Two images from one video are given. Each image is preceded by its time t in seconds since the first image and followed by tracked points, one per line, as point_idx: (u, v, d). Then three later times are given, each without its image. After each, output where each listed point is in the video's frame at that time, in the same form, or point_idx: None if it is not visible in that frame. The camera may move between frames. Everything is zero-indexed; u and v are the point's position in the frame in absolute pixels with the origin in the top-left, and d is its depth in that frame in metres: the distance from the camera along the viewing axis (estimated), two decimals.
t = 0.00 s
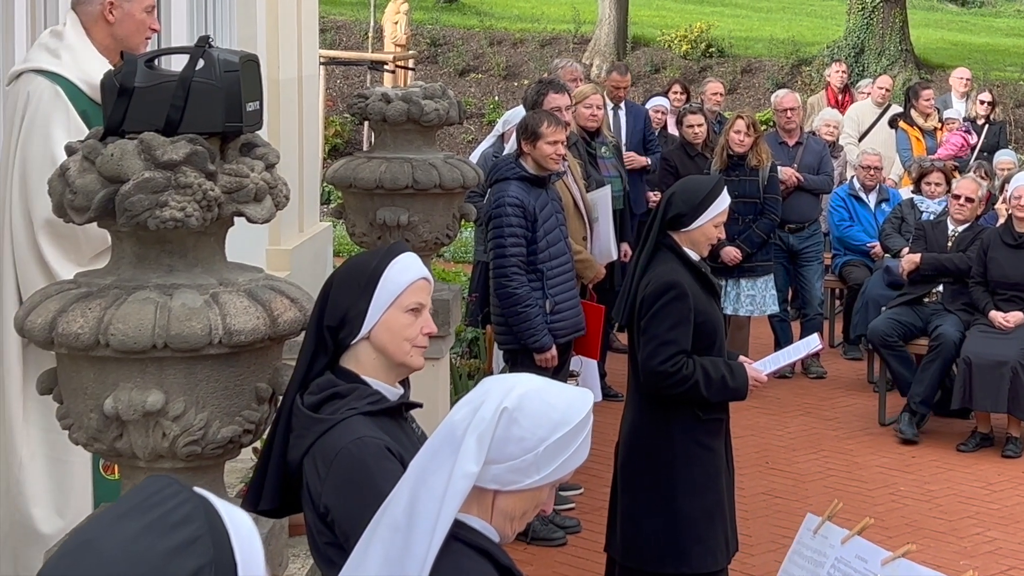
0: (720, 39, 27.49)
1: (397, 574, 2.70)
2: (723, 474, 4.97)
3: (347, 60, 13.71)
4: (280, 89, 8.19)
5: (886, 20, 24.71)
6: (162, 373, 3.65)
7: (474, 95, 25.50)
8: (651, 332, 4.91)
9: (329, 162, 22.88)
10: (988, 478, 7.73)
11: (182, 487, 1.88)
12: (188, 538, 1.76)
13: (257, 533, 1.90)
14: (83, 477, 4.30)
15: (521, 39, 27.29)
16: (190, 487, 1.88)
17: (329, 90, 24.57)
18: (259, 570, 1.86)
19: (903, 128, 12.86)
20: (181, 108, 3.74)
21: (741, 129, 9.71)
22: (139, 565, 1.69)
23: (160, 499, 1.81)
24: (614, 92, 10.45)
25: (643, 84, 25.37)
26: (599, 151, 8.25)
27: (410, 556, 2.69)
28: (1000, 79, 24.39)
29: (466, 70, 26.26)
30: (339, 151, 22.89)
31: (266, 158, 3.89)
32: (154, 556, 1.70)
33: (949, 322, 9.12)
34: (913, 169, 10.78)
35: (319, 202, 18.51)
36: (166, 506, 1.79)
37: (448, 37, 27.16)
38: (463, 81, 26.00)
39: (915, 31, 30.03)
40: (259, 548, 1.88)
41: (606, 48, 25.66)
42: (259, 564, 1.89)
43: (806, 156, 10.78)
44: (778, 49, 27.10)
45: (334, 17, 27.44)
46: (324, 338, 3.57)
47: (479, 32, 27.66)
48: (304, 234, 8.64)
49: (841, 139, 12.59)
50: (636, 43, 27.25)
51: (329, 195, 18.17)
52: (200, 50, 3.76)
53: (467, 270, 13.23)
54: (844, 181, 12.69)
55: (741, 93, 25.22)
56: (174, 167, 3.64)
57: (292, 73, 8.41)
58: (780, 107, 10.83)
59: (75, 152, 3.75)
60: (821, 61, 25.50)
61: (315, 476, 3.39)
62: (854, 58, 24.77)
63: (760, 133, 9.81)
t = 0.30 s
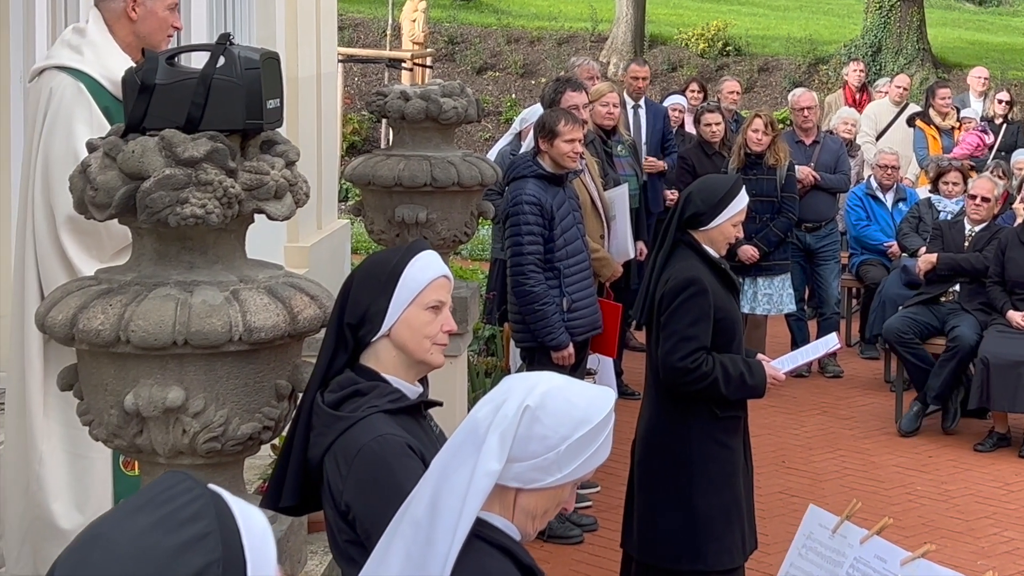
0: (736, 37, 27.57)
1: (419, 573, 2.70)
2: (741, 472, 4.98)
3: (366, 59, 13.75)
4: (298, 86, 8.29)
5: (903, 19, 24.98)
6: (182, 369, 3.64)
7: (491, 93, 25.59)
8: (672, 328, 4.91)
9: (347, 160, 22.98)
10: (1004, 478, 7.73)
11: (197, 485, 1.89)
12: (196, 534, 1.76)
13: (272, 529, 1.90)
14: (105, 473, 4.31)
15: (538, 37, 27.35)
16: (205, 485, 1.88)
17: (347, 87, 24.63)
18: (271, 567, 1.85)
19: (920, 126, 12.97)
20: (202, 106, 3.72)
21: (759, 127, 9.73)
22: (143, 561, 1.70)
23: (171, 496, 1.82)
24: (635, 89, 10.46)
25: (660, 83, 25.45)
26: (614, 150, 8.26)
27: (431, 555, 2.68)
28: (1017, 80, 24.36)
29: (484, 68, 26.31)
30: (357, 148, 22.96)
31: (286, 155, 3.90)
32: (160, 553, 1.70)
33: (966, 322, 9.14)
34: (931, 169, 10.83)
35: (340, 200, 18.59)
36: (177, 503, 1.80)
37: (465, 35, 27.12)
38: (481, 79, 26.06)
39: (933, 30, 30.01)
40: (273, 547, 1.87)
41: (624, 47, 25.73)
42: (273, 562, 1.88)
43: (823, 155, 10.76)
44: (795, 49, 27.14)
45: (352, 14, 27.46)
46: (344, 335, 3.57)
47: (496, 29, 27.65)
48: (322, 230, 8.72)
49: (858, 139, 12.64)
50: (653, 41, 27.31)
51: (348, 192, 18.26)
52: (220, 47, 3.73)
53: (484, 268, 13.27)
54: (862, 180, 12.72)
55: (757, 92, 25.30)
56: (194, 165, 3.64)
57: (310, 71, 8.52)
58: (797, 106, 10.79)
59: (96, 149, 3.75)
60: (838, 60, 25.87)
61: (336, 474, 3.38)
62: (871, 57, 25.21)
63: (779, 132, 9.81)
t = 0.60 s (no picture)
0: (747, 36, 27.58)
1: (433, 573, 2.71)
2: (750, 472, 4.98)
3: (377, 58, 13.78)
4: (309, 85, 8.33)
5: (913, 19, 25.00)
6: (194, 367, 3.63)
7: (501, 92, 25.64)
8: (683, 326, 4.91)
9: (358, 158, 23.04)
10: (1013, 478, 7.74)
11: (188, 479, 1.88)
12: (184, 530, 1.75)
13: (262, 525, 1.89)
14: (117, 470, 4.32)
15: (548, 36, 27.38)
16: (196, 480, 1.88)
17: (357, 86, 24.69)
18: (260, 563, 1.84)
19: (930, 126, 13.03)
20: (215, 104, 3.71)
21: (769, 127, 9.76)
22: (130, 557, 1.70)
23: (162, 491, 1.81)
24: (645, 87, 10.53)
25: (670, 82, 25.48)
26: (623, 149, 8.28)
27: (446, 554, 2.69)
28: None
29: (494, 67, 26.36)
30: (367, 147, 23.01)
31: (299, 154, 3.90)
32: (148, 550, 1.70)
33: (976, 323, 9.15)
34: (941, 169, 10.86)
35: (351, 198, 18.65)
36: (167, 497, 1.79)
37: (475, 34, 27.17)
38: (491, 78, 26.11)
39: (944, 30, 29.97)
40: (262, 543, 1.86)
41: (633, 46, 25.81)
42: (263, 558, 1.87)
43: (832, 155, 10.78)
44: (805, 48, 27.15)
45: (362, 13, 27.51)
46: (354, 333, 3.59)
47: (506, 28, 27.67)
48: (333, 229, 8.77)
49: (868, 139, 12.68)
50: (663, 40, 27.35)
51: (359, 190, 18.31)
52: (233, 46, 3.71)
53: (493, 267, 13.31)
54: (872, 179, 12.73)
55: (767, 91, 25.33)
56: (207, 163, 3.63)
57: (321, 70, 8.56)
58: (807, 106, 10.79)
59: (108, 147, 3.75)
60: (847, 60, 25.88)
61: (348, 473, 3.38)
62: (881, 57, 25.25)
63: (788, 131, 9.84)
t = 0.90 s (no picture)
0: (750, 36, 27.60)
1: (441, 572, 2.72)
2: (755, 471, 5.00)
3: (381, 57, 13.78)
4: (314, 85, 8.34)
5: (917, 19, 25.00)
6: (200, 366, 3.64)
7: (505, 92, 25.66)
8: (689, 326, 4.93)
9: (361, 158, 23.06)
10: (1016, 478, 7.75)
11: (174, 480, 1.91)
12: (171, 529, 1.78)
13: (249, 524, 1.91)
14: (121, 467, 4.34)
15: (552, 36, 27.39)
16: (182, 480, 1.90)
17: (361, 85, 24.70)
18: (248, 562, 1.86)
19: (932, 126, 13.14)
20: (222, 104, 3.72)
21: (773, 127, 9.78)
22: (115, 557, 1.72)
23: (148, 491, 1.84)
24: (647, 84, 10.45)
25: (673, 82, 25.49)
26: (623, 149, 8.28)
27: (454, 553, 2.70)
28: None
29: (498, 66, 26.37)
30: (371, 146, 23.03)
31: (305, 154, 3.89)
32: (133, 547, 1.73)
33: (980, 323, 9.19)
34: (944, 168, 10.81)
35: (356, 198, 18.66)
36: (154, 496, 1.82)
37: (479, 34, 27.16)
38: (494, 77, 26.12)
39: (947, 30, 29.95)
40: (249, 540, 1.88)
41: (636, 45, 25.85)
42: (250, 557, 1.89)
43: (835, 155, 10.78)
44: (808, 49, 27.17)
45: (366, 12, 27.52)
46: (359, 332, 3.59)
47: (510, 28, 27.68)
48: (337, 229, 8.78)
49: (872, 139, 12.69)
50: (666, 40, 27.36)
51: (363, 190, 18.32)
52: (240, 46, 3.72)
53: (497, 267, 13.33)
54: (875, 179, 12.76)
55: (771, 91, 25.34)
56: (214, 162, 3.64)
57: (325, 69, 8.58)
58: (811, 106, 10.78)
59: (116, 146, 3.77)
60: (851, 60, 25.89)
61: (353, 472, 3.40)
62: (884, 57, 25.28)
63: (792, 131, 9.84)
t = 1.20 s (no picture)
0: (750, 36, 27.61)
1: (443, 572, 2.73)
2: (757, 471, 5.01)
3: (382, 57, 13.79)
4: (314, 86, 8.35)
5: (917, 20, 25.01)
6: (202, 365, 3.66)
7: (506, 92, 25.67)
8: (694, 326, 4.94)
9: (362, 158, 23.08)
10: (1016, 477, 7.76)
11: (159, 480, 1.93)
12: (157, 529, 1.81)
13: (235, 522, 1.93)
14: (121, 465, 4.34)
15: (553, 36, 27.39)
16: (168, 481, 1.92)
17: (361, 85, 24.69)
18: (236, 562, 1.88)
19: (932, 126, 13.13)
20: (223, 104, 3.73)
21: (773, 128, 9.77)
22: (104, 559, 1.75)
23: (135, 491, 1.86)
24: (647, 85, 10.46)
25: (674, 82, 25.50)
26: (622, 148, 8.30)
27: (455, 552, 2.72)
28: None
29: (498, 66, 26.37)
30: (371, 146, 23.03)
31: (306, 154, 3.90)
32: (122, 549, 1.75)
33: (980, 323, 9.20)
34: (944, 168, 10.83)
35: (356, 198, 18.68)
36: (142, 497, 1.84)
37: (480, 33, 27.17)
38: (495, 77, 26.11)
39: (947, 31, 29.96)
40: (236, 539, 1.90)
41: (637, 46, 25.87)
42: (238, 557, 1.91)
43: (836, 155, 10.79)
44: (808, 49, 27.19)
45: (367, 12, 27.52)
46: (358, 332, 3.59)
47: (511, 28, 27.68)
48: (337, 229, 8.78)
49: (872, 140, 12.70)
50: (667, 40, 27.37)
51: (363, 190, 18.33)
52: (242, 47, 3.74)
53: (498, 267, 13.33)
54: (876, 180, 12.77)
55: (771, 91, 25.35)
56: (215, 163, 3.65)
57: (326, 69, 8.59)
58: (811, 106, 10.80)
59: (117, 146, 3.78)
60: (851, 60, 25.89)
61: (356, 472, 3.40)
62: (885, 57, 25.28)
63: (792, 131, 9.84)
